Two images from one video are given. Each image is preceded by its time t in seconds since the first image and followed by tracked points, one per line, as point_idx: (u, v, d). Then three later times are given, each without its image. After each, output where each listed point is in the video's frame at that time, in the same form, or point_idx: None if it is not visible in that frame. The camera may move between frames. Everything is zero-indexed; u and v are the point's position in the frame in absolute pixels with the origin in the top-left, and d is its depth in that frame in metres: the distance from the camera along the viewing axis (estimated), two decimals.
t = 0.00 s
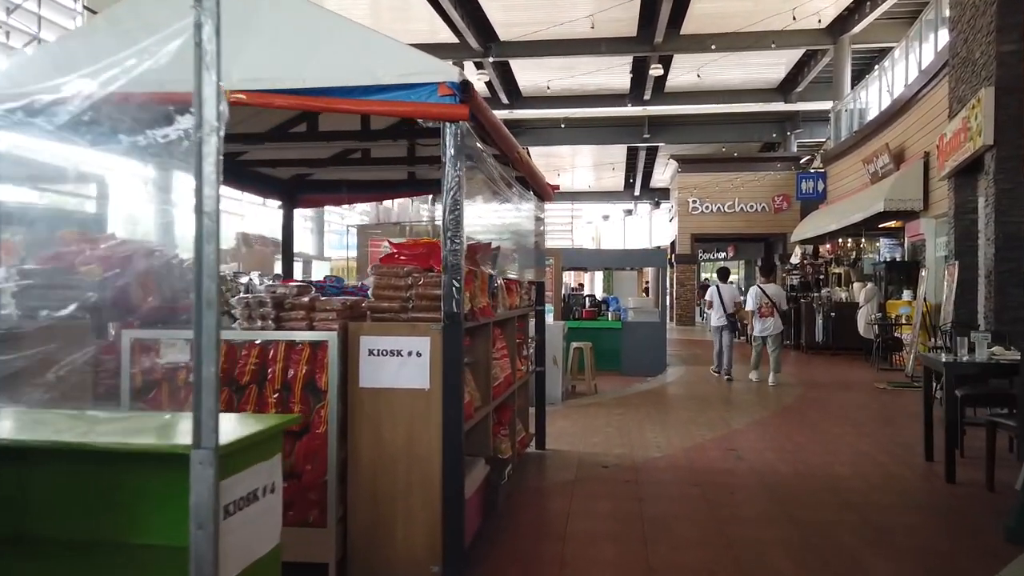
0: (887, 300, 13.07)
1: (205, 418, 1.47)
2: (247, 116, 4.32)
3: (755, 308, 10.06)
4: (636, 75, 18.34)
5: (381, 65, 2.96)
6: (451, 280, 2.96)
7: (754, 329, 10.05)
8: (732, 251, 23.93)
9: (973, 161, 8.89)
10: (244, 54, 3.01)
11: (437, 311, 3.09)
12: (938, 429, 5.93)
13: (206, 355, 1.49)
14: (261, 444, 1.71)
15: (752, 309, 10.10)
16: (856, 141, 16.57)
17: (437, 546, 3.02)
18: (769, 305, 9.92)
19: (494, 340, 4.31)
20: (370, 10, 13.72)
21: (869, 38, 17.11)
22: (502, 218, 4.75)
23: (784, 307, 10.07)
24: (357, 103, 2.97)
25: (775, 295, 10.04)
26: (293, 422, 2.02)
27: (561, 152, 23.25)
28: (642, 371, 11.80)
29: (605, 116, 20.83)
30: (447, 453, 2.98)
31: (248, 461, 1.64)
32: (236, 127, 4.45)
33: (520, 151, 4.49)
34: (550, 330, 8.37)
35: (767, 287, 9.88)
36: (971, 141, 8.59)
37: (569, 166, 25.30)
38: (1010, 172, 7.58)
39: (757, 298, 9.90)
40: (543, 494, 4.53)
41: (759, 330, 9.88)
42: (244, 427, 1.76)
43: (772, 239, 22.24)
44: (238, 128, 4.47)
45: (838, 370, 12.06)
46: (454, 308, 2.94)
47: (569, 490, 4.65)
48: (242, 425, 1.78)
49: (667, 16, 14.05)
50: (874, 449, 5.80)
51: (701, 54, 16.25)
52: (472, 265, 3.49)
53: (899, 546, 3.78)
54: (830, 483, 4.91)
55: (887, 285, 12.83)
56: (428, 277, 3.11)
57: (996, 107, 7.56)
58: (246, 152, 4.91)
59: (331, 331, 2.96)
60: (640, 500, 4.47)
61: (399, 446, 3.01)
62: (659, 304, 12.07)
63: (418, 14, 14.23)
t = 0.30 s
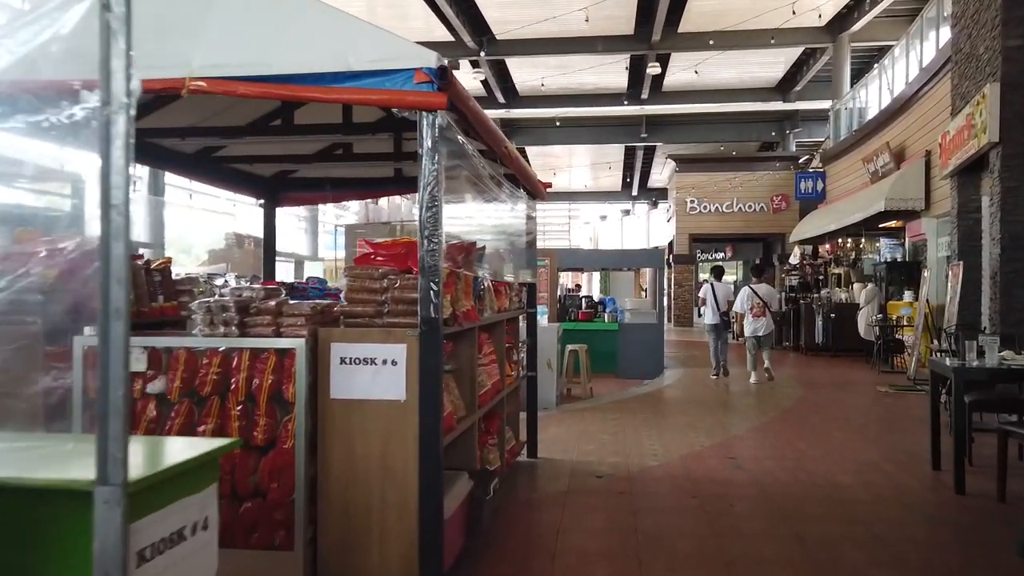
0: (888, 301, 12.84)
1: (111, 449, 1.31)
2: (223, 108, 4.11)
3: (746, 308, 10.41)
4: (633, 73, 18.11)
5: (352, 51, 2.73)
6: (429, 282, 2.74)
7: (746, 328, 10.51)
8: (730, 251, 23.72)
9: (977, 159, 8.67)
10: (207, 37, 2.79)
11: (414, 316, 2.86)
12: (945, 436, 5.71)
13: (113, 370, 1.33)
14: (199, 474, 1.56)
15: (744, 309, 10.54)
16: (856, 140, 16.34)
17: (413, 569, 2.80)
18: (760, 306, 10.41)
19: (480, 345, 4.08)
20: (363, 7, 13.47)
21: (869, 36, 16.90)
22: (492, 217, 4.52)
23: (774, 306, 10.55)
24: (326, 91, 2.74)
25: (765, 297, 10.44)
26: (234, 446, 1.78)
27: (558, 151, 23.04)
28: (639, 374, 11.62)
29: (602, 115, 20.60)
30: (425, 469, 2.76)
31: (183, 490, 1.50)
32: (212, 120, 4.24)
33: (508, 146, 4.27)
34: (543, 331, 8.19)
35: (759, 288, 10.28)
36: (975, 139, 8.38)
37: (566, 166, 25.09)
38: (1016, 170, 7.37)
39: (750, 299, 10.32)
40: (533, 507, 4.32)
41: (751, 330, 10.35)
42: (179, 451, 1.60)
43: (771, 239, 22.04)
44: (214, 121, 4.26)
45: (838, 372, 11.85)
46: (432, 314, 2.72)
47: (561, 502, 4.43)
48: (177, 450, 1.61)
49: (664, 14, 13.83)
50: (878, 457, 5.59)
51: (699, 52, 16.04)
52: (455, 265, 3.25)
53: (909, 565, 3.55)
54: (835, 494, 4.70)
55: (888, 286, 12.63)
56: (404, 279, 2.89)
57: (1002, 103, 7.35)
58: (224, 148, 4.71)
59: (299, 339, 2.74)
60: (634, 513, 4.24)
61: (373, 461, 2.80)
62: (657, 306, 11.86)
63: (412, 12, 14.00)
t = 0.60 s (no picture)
0: (889, 301, 12.66)
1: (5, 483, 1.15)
2: (200, 99, 3.92)
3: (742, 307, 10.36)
4: (631, 72, 17.92)
5: (325, 35, 2.55)
6: (407, 283, 2.55)
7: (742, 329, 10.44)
8: (729, 251, 23.53)
9: (981, 156, 8.51)
10: (170, 20, 2.60)
11: (392, 320, 2.67)
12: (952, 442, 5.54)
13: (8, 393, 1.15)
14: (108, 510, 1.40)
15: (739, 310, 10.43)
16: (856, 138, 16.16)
17: None
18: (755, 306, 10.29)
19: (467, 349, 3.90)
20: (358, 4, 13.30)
21: (869, 34, 16.73)
22: (482, 215, 4.33)
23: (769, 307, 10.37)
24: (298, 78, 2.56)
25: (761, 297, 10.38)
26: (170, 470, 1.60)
27: (555, 150, 22.84)
28: (636, 376, 11.47)
29: (600, 114, 20.42)
30: (403, 483, 2.57)
31: (85, 531, 1.34)
32: (190, 112, 4.05)
33: (497, 140, 4.08)
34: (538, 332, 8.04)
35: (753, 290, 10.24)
36: (978, 137, 8.22)
37: (564, 164, 24.89)
38: (1020, 168, 7.21)
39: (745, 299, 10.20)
40: (524, 516, 4.14)
41: (747, 330, 10.23)
42: (95, 479, 1.44)
43: (770, 239, 21.86)
44: (192, 113, 4.07)
45: (838, 373, 11.68)
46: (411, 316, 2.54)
47: (553, 511, 4.25)
48: (90, 478, 1.44)
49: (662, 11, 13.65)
50: (883, 464, 5.41)
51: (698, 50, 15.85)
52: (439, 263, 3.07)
53: None
54: (839, 504, 4.52)
55: (888, 286, 12.48)
56: (383, 280, 2.70)
57: (1006, 99, 7.19)
58: (205, 143, 4.53)
59: (269, 345, 2.56)
60: (629, 524, 4.07)
61: (347, 474, 2.62)
62: (654, 306, 11.68)
63: (408, 9, 13.80)
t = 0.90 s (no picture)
0: (891, 302, 12.44)
1: None
2: (172, 83, 3.69)
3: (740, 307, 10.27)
4: (630, 69, 17.71)
5: (291, 8, 2.32)
6: (381, 279, 2.32)
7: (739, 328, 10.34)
8: (727, 251, 23.32)
9: (987, 152, 8.29)
10: None
11: (366, 320, 2.44)
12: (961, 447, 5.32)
13: None
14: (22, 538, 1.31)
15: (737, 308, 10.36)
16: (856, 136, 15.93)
17: None
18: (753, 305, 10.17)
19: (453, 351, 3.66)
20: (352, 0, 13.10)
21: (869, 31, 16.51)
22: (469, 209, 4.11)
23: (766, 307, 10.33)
24: (262, 55, 2.33)
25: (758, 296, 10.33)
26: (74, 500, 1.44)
27: (552, 149, 22.61)
28: (633, 378, 11.27)
29: (598, 112, 20.20)
30: (376, 500, 2.34)
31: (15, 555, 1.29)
32: (162, 98, 3.82)
33: (486, 130, 3.86)
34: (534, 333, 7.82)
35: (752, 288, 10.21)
36: (985, 132, 8.00)
37: (561, 163, 24.65)
38: None
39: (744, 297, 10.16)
40: (516, 528, 3.92)
41: (744, 330, 10.07)
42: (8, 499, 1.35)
43: (769, 239, 21.65)
44: (165, 100, 3.85)
45: (839, 375, 11.47)
46: (385, 316, 2.31)
47: (545, 522, 4.03)
48: None
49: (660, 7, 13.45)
50: (889, 470, 5.20)
51: (697, 47, 15.62)
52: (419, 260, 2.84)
53: None
54: (846, 511, 4.30)
55: (890, 286, 12.27)
56: (356, 277, 2.47)
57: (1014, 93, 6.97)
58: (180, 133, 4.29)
59: (230, 348, 2.33)
60: (625, 536, 3.84)
61: (316, 490, 2.39)
62: (652, 306, 11.46)
63: (403, 5, 13.59)
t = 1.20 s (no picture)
0: (893, 303, 12.25)
1: None
2: (145, 74, 3.48)
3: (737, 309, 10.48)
4: (629, 68, 17.50)
5: None
6: (353, 284, 2.10)
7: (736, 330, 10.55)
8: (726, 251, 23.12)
9: (994, 150, 8.10)
10: None
11: (338, 330, 2.23)
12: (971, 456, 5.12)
13: None
14: None
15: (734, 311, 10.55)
16: (857, 135, 15.73)
17: None
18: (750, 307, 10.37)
19: (439, 359, 3.45)
20: None
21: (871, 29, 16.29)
22: (456, 207, 3.90)
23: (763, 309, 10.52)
24: (224, 38, 2.11)
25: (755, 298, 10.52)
26: None
27: (550, 148, 22.39)
28: (631, 381, 11.05)
29: (596, 111, 19.99)
30: (349, 529, 2.13)
31: None
32: (135, 90, 3.62)
33: (475, 123, 3.65)
34: (530, 335, 7.64)
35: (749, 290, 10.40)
36: (992, 130, 7.82)
37: (559, 162, 24.43)
38: None
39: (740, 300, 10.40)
40: (508, 544, 3.72)
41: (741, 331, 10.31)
42: None
43: (768, 239, 21.45)
44: (136, 92, 3.62)
45: (840, 377, 11.26)
46: (359, 326, 2.09)
47: (538, 539, 3.81)
48: None
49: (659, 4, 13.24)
50: (896, 480, 5.00)
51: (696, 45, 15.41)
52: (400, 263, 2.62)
53: None
54: (854, 525, 4.10)
55: (892, 287, 12.13)
56: (330, 282, 2.26)
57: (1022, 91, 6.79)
58: (157, 128, 4.07)
59: (187, 362, 2.12)
60: (623, 554, 3.63)
61: (283, 515, 2.18)
62: (651, 307, 11.25)
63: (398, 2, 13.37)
